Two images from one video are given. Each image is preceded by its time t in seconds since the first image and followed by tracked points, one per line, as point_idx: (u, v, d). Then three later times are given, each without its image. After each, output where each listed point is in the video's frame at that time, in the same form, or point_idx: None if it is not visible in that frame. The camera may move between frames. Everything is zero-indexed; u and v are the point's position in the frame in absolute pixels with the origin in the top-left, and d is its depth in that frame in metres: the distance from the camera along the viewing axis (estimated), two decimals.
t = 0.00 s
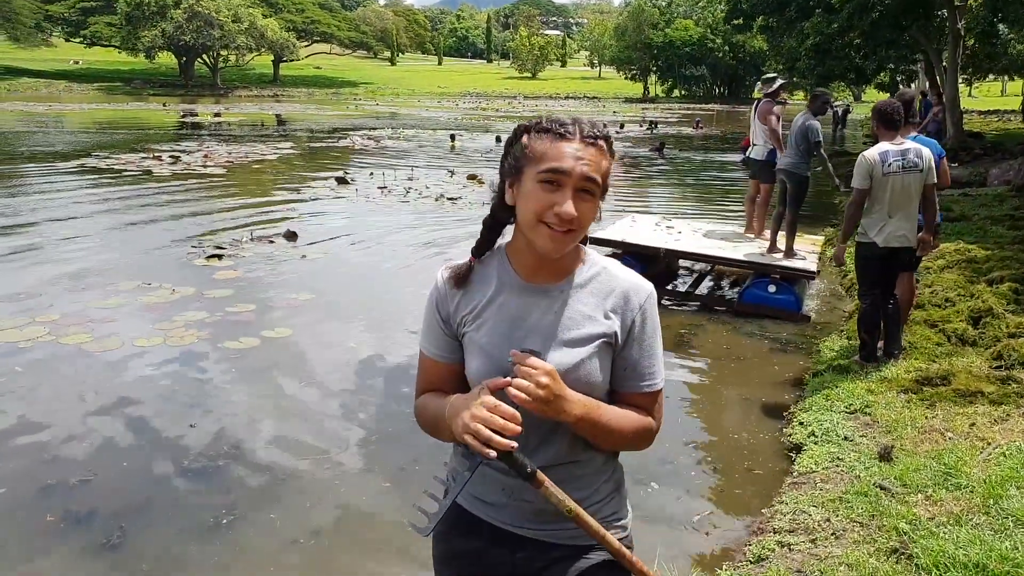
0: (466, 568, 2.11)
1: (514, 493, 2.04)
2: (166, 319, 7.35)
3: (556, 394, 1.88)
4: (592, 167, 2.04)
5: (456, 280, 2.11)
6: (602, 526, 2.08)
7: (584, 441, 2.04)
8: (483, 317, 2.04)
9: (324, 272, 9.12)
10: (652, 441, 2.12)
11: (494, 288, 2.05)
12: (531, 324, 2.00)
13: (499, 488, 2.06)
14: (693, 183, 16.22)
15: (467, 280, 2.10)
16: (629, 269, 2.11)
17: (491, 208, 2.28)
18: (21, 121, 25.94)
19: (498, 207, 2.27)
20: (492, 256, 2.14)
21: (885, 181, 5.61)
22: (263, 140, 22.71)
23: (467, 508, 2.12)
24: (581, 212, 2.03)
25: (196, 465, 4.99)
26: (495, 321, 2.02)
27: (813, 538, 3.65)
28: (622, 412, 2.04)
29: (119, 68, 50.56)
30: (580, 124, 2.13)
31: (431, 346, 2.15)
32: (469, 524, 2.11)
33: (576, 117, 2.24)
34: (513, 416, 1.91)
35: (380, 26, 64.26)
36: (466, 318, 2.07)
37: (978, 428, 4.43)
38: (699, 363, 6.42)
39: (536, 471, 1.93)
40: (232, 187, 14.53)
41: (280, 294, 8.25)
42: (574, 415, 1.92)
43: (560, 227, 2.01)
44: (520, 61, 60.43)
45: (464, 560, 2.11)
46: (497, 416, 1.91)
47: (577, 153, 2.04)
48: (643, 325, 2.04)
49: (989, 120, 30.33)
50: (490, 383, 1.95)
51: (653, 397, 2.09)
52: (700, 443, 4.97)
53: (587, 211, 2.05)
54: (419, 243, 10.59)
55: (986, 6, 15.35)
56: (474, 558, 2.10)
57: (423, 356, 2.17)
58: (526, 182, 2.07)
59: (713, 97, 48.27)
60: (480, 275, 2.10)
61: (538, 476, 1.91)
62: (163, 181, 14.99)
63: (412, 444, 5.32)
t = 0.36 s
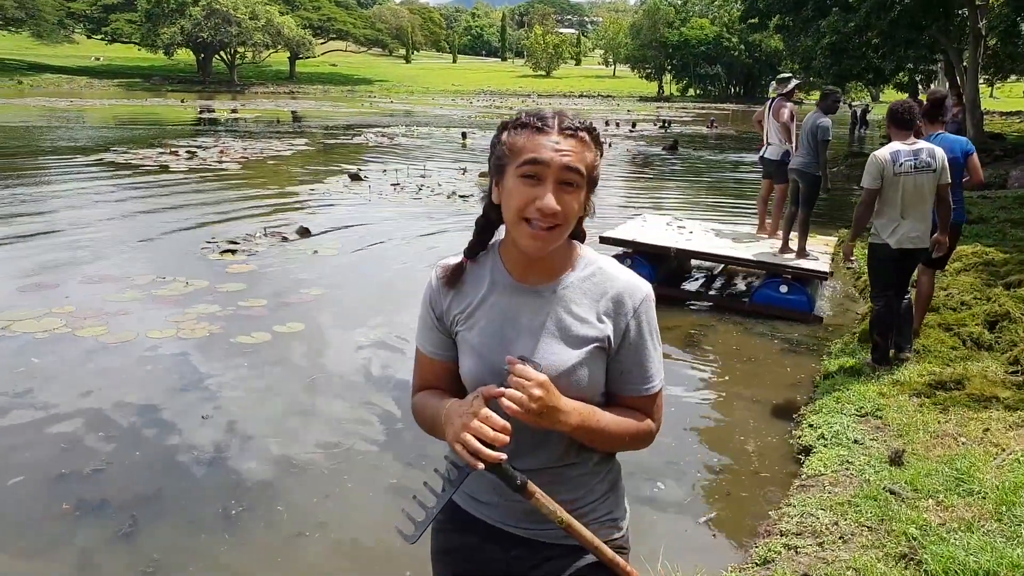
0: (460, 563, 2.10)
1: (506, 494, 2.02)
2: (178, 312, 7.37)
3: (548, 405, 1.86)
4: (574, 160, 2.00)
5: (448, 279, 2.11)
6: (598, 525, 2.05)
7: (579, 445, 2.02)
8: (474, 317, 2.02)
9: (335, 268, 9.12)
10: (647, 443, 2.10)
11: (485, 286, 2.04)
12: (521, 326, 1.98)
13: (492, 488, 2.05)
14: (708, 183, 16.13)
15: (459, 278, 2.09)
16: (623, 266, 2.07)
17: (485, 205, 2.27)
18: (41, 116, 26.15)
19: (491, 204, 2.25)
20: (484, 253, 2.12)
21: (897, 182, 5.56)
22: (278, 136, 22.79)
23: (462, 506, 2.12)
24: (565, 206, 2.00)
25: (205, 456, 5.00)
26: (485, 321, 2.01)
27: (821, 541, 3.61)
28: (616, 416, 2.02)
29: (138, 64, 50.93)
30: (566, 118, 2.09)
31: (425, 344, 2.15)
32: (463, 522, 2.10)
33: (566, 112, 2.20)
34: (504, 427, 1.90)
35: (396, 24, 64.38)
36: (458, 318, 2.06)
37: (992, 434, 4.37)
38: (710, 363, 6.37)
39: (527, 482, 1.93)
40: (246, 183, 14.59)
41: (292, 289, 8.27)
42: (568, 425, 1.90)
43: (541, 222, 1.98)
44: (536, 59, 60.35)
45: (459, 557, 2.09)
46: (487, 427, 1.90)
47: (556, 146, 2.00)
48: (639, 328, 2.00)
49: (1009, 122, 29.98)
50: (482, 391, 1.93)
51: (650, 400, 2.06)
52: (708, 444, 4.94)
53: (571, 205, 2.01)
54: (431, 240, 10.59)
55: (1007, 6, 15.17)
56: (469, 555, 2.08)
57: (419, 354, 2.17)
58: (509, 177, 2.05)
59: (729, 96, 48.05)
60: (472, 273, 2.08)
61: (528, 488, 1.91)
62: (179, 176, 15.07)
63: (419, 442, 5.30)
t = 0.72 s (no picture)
0: (466, 563, 2.12)
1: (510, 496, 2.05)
2: (189, 315, 7.44)
3: (551, 408, 1.89)
4: (571, 169, 2.02)
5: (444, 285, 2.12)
6: (601, 520, 2.08)
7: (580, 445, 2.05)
8: (471, 323, 2.05)
9: (344, 270, 9.18)
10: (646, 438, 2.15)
11: (481, 292, 2.06)
12: (518, 331, 2.01)
13: (495, 492, 2.07)
14: (716, 182, 16.12)
15: (454, 282, 2.10)
16: (618, 268, 2.10)
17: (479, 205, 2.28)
18: (52, 121, 26.34)
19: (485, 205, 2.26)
20: (479, 257, 2.14)
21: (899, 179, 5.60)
22: (288, 139, 22.91)
23: (466, 509, 2.14)
24: (560, 214, 2.01)
25: (216, 459, 5.06)
26: (483, 327, 2.03)
27: (827, 538, 3.62)
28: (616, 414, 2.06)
29: (148, 68, 51.23)
30: (562, 124, 2.10)
31: (421, 349, 2.17)
32: (469, 523, 2.13)
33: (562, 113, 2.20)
34: (507, 433, 1.91)
35: (404, 26, 64.50)
36: (454, 323, 2.08)
37: (999, 430, 4.37)
38: (718, 362, 6.38)
39: (532, 486, 1.96)
40: (256, 186, 14.68)
41: (301, 291, 8.32)
42: (571, 426, 1.94)
43: (537, 231, 1.99)
44: (544, 60, 60.38)
45: (465, 557, 2.12)
46: (490, 434, 1.91)
47: (553, 155, 2.01)
48: (636, 329, 2.05)
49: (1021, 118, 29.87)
50: (482, 396, 1.95)
51: (646, 396, 2.11)
52: (715, 443, 4.95)
53: (567, 214, 2.03)
54: (439, 241, 10.63)
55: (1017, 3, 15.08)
56: (476, 554, 2.11)
57: (414, 357, 2.19)
58: (505, 185, 2.06)
59: (737, 95, 47.93)
60: (467, 278, 2.11)
61: (533, 492, 1.94)
62: (189, 180, 15.17)
63: (427, 443, 5.34)
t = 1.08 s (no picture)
0: (461, 559, 2.11)
1: (506, 487, 2.04)
2: (189, 312, 7.43)
3: (549, 395, 1.88)
4: (557, 152, 2.00)
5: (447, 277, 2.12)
6: (597, 516, 2.07)
7: (577, 437, 2.04)
8: (472, 312, 2.05)
9: (344, 268, 9.18)
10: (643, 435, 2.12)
11: (481, 283, 2.06)
12: (518, 320, 2.00)
13: (492, 480, 2.06)
14: (717, 183, 16.11)
15: (456, 273, 2.10)
16: (615, 259, 2.08)
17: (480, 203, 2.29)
18: (55, 118, 26.36)
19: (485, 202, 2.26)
20: (480, 250, 2.14)
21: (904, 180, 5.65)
22: (290, 138, 22.91)
23: (461, 501, 2.13)
24: (551, 198, 2.00)
25: (214, 456, 5.05)
26: (483, 316, 2.03)
27: (824, 540, 3.61)
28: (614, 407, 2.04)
29: (151, 66, 51.22)
30: (550, 110, 2.09)
31: (424, 342, 2.17)
32: (464, 518, 2.12)
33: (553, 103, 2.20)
34: (506, 417, 1.90)
35: (407, 26, 64.46)
36: (456, 314, 2.08)
37: (998, 432, 4.35)
38: (718, 363, 6.37)
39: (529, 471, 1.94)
40: (257, 184, 14.67)
41: (300, 289, 8.30)
42: (568, 415, 1.92)
43: (528, 216, 1.99)
44: (546, 60, 60.36)
45: (460, 552, 2.11)
46: (488, 418, 1.90)
47: (539, 139, 2.00)
48: (634, 322, 2.03)
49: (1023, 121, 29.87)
50: (482, 382, 1.95)
51: (644, 391, 2.09)
52: (714, 443, 4.94)
53: (557, 197, 2.01)
54: (440, 240, 10.62)
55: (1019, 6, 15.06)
56: (470, 551, 2.10)
57: (417, 350, 2.19)
58: (495, 173, 2.06)
59: (739, 96, 47.91)
60: (468, 269, 2.10)
61: (530, 477, 1.92)
62: (190, 177, 15.17)
63: (425, 442, 5.32)
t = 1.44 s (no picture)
0: (463, 565, 2.11)
1: (509, 490, 2.04)
2: (201, 322, 7.47)
3: (553, 392, 1.88)
4: (568, 154, 2.07)
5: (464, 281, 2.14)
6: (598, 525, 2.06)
7: (581, 441, 2.03)
8: (486, 313, 2.06)
9: (354, 278, 9.21)
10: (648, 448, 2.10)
11: (498, 285, 2.07)
12: (531, 321, 2.01)
13: (496, 480, 2.06)
14: (727, 190, 16.08)
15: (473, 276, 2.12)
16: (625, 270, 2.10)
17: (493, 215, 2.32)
18: (71, 132, 26.67)
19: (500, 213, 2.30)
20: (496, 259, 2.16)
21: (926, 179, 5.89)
22: (301, 149, 23.04)
23: (465, 503, 2.13)
24: (568, 196, 2.05)
25: (225, 464, 5.06)
26: (497, 316, 2.04)
27: (834, 549, 3.58)
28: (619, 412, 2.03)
29: (164, 80, 51.74)
30: (558, 122, 2.18)
31: (439, 344, 2.18)
32: (467, 522, 2.11)
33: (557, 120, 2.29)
34: (511, 412, 1.90)
35: (417, 37, 64.82)
36: (470, 315, 2.09)
37: (1011, 440, 4.31)
38: (728, 370, 6.34)
39: (533, 465, 1.93)
40: (269, 194, 14.75)
41: (311, 299, 8.34)
42: (571, 413, 1.91)
43: (546, 211, 2.02)
44: (556, 69, 60.54)
45: (461, 559, 2.11)
46: (493, 411, 1.90)
47: (551, 141, 2.08)
48: (642, 330, 2.02)
49: None
50: (490, 377, 1.95)
51: (650, 401, 2.07)
52: (723, 451, 4.91)
53: (573, 194, 2.06)
54: (450, 250, 10.65)
55: None
56: (471, 558, 2.09)
57: (430, 353, 2.20)
58: (509, 179, 2.11)
59: (749, 103, 47.87)
60: (486, 275, 2.12)
61: (534, 471, 1.91)
62: (202, 189, 15.28)
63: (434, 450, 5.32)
